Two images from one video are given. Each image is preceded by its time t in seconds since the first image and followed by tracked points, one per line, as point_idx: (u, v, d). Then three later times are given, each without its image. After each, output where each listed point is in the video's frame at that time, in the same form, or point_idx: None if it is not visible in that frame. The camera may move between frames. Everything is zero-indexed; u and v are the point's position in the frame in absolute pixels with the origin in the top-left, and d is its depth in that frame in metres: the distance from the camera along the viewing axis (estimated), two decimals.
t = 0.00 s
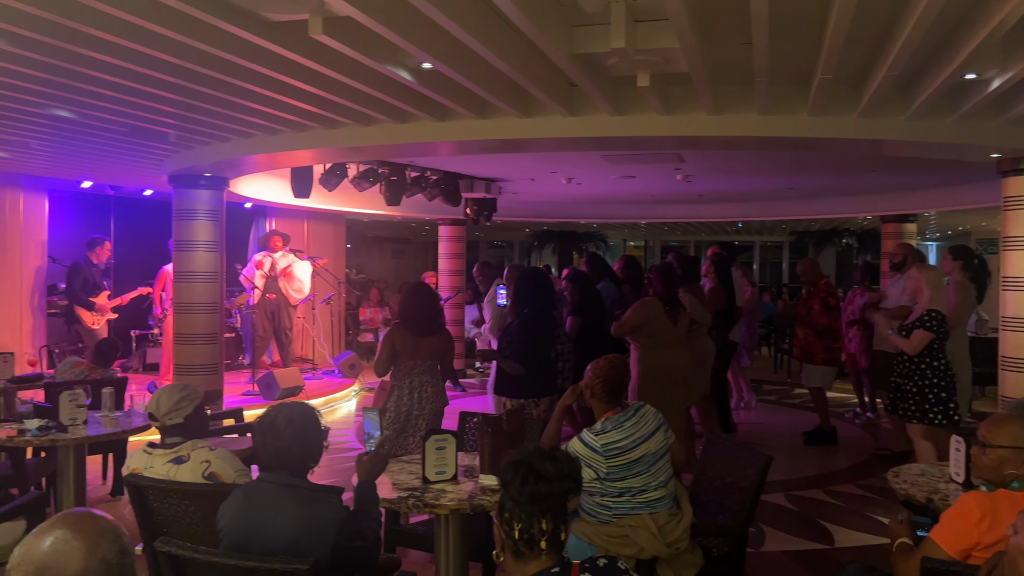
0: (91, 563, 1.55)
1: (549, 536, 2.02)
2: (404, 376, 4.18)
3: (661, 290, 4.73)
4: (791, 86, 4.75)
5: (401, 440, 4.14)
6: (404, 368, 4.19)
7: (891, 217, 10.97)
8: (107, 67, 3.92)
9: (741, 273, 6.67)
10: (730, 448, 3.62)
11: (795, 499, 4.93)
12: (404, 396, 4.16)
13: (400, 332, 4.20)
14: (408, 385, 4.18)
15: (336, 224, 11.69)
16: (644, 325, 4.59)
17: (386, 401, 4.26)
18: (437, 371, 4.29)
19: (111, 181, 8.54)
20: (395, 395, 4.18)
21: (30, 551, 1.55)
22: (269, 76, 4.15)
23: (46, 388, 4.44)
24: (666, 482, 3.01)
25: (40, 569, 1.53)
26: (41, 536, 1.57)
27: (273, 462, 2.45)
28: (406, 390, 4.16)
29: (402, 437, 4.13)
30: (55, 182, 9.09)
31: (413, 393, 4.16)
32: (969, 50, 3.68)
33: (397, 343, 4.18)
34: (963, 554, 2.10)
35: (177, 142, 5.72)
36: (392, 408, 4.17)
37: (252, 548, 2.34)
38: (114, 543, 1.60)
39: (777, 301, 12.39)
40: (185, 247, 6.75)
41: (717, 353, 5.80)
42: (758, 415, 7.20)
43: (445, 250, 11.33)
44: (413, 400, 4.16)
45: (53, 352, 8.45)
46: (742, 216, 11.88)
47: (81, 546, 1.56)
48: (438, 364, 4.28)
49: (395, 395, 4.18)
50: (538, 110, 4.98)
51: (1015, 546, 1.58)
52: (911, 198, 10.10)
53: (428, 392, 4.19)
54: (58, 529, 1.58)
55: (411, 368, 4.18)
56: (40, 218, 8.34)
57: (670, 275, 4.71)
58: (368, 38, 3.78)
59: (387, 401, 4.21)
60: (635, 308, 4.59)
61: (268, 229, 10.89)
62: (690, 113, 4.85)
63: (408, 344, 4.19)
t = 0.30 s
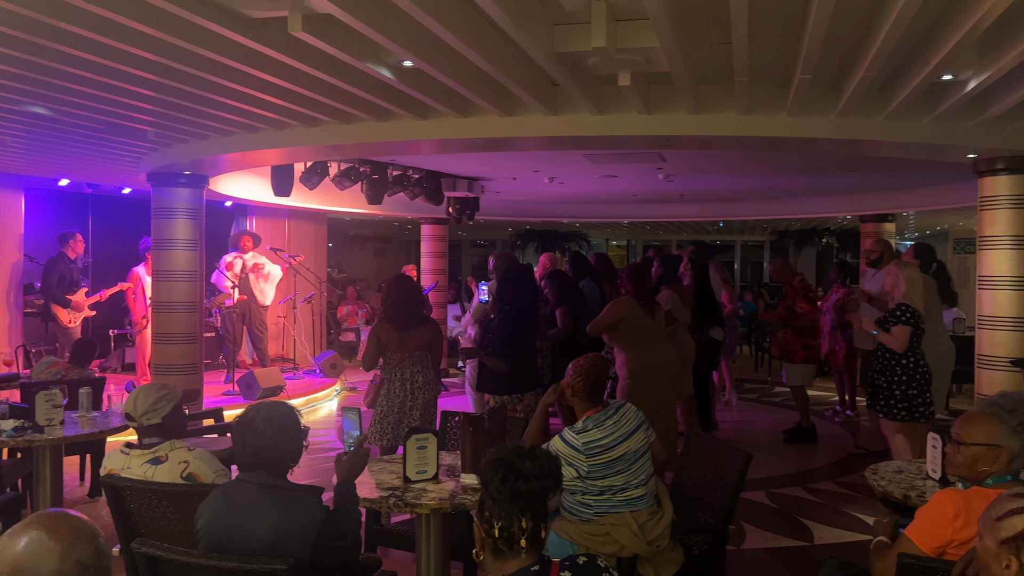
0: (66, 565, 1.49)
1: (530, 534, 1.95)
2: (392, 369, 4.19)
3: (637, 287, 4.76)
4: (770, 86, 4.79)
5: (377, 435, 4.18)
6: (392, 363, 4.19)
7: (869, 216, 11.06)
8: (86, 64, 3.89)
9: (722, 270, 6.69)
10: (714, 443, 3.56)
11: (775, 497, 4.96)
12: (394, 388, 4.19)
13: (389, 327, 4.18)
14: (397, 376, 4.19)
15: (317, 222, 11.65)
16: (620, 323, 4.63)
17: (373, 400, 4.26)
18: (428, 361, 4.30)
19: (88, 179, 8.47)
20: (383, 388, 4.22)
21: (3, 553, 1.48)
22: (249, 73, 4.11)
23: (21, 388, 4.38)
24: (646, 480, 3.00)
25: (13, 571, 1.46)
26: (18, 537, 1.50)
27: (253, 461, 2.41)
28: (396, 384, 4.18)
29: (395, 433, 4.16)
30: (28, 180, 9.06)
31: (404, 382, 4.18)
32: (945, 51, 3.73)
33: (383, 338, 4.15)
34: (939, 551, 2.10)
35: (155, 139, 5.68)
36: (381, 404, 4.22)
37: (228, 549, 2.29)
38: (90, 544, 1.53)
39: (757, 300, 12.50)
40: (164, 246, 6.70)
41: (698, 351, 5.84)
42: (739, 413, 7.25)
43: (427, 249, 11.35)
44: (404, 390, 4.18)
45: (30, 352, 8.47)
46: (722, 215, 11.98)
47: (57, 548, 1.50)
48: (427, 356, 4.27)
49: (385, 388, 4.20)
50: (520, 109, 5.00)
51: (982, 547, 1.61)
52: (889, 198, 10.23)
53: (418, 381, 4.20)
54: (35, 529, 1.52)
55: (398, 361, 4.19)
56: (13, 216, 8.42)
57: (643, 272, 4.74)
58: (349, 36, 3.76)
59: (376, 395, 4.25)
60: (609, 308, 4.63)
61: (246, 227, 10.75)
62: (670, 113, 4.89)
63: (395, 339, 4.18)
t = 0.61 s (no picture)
0: (50, 566, 1.47)
1: (515, 533, 1.94)
2: (385, 372, 4.15)
3: (618, 287, 4.86)
4: (755, 87, 4.83)
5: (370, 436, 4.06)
6: (385, 365, 4.16)
7: (854, 216, 11.13)
8: (71, 62, 3.86)
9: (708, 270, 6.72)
10: (699, 440, 3.56)
11: (760, 495, 4.99)
12: (394, 391, 4.14)
13: (383, 328, 4.16)
14: (392, 377, 4.16)
15: (302, 221, 11.60)
16: (606, 323, 4.68)
17: (375, 399, 4.03)
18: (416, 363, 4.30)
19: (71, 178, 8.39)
20: (385, 387, 4.14)
21: None
22: (233, 71, 4.08)
23: (2, 388, 4.34)
24: (632, 479, 3.01)
25: None
26: None
27: (236, 461, 2.39)
28: (394, 384, 4.15)
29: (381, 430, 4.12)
30: (10, 178, 9.00)
31: (396, 385, 4.16)
32: (927, 52, 3.76)
33: (376, 337, 4.13)
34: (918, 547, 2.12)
35: (139, 137, 5.63)
36: (385, 398, 4.14)
37: (211, 548, 2.27)
38: (75, 544, 1.52)
39: (742, 299, 12.59)
40: (148, 245, 6.65)
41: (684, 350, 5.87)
42: (724, 412, 7.29)
43: (413, 248, 11.34)
44: (401, 390, 4.16)
45: (12, 352, 8.42)
46: (707, 215, 12.05)
47: (41, 550, 1.48)
48: (415, 356, 4.28)
49: (386, 388, 4.13)
50: (506, 108, 5.01)
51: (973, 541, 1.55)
52: (872, 198, 10.33)
53: (413, 380, 4.22)
54: (17, 530, 1.50)
55: (393, 361, 4.17)
56: None
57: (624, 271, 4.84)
58: (335, 34, 3.75)
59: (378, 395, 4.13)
60: (594, 308, 4.68)
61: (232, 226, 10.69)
62: (656, 114, 4.92)
63: (388, 339, 4.16)
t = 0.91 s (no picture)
0: (38, 565, 1.47)
1: (506, 531, 1.94)
2: (367, 374, 4.14)
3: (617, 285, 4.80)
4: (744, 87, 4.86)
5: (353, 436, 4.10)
6: (368, 369, 4.14)
7: (843, 215, 11.19)
8: (60, 60, 3.84)
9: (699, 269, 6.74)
10: (689, 439, 3.57)
11: (750, 494, 5.02)
12: (376, 393, 4.15)
13: (372, 327, 4.15)
14: (373, 381, 4.16)
15: (293, 221, 11.56)
16: (603, 322, 4.66)
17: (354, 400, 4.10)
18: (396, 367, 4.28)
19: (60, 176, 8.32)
20: (367, 388, 4.15)
21: None
22: (223, 69, 4.07)
23: None
24: (623, 477, 3.02)
25: None
26: None
27: (227, 460, 2.38)
28: (373, 387, 4.15)
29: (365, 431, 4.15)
30: None
31: (377, 388, 4.16)
32: (916, 52, 3.79)
33: (366, 336, 4.12)
34: (905, 544, 2.14)
35: (128, 136, 5.60)
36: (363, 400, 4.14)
37: (201, 547, 2.26)
38: (64, 544, 1.52)
39: (732, 298, 12.64)
40: (137, 244, 6.62)
41: (674, 348, 5.89)
42: (714, 410, 7.32)
43: (404, 248, 11.33)
44: (382, 396, 4.17)
45: None
46: (697, 214, 12.10)
47: (28, 549, 1.47)
48: (398, 361, 4.26)
49: (367, 389, 4.14)
50: (496, 107, 5.02)
51: (958, 538, 1.56)
52: (861, 198, 10.40)
53: (391, 387, 4.21)
54: (4, 528, 1.49)
55: (375, 366, 4.15)
56: None
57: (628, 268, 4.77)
58: (325, 33, 3.74)
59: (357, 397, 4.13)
60: (593, 304, 4.65)
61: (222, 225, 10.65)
62: (647, 113, 4.93)
63: (377, 339, 4.15)
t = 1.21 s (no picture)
0: (34, 565, 1.47)
1: (502, 531, 1.94)
2: (357, 368, 4.14)
3: (619, 287, 4.78)
4: (738, 86, 4.88)
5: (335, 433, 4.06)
6: (359, 363, 4.14)
7: (837, 215, 11.24)
8: (53, 59, 3.83)
9: (694, 269, 6.74)
10: (684, 439, 3.58)
11: (745, 493, 5.03)
12: (360, 389, 4.12)
13: (364, 326, 4.16)
14: (362, 376, 4.14)
15: (287, 220, 11.54)
16: (603, 323, 4.68)
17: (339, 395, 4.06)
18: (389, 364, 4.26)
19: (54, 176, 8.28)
20: (352, 383, 4.12)
21: None
22: (219, 69, 4.07)
23: None
24: (618, 477, 3.03)
25: None
26: None
27: (223, 460, 2.38)
28: (361, 383, 4.12)
29: (358, 431, 4.13)
30: None
31: (366, 383, 4.13)
32: (910, 53, 3.81)
33: (356, 334, 4.12)
34: (894, 542, 2.16)
35: (122, 134, 5.58)
36: (348, 398, 4.12)
37: (197, 548, 2.26)
38: (60, 543, 1.52)
39: (727, 297, 12.66)
40: (131, 243, 6.61)
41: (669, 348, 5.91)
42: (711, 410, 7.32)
43: (400, 247, 11.33)
44: (367, 392, 4.13)
45: None
46: (693, 214, 12.12)
47: (27, 549, 1.47)
48: (391, 358, 4.25)
49: (352, 384, 4.12)
50: (491, 107, 5.02)
51: (940, 551, 1.55)
52: (856, 197, 10.43)
53: (382, 384, 4.17)
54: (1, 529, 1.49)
55: (365, 360, 4.14)
56: None
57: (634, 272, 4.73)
58: (321, 32, 3.74)
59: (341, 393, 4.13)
60: (594, 306, 4.67)
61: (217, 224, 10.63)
62: (641, 112, 4.94)
63: (367, 336, 4.15)
